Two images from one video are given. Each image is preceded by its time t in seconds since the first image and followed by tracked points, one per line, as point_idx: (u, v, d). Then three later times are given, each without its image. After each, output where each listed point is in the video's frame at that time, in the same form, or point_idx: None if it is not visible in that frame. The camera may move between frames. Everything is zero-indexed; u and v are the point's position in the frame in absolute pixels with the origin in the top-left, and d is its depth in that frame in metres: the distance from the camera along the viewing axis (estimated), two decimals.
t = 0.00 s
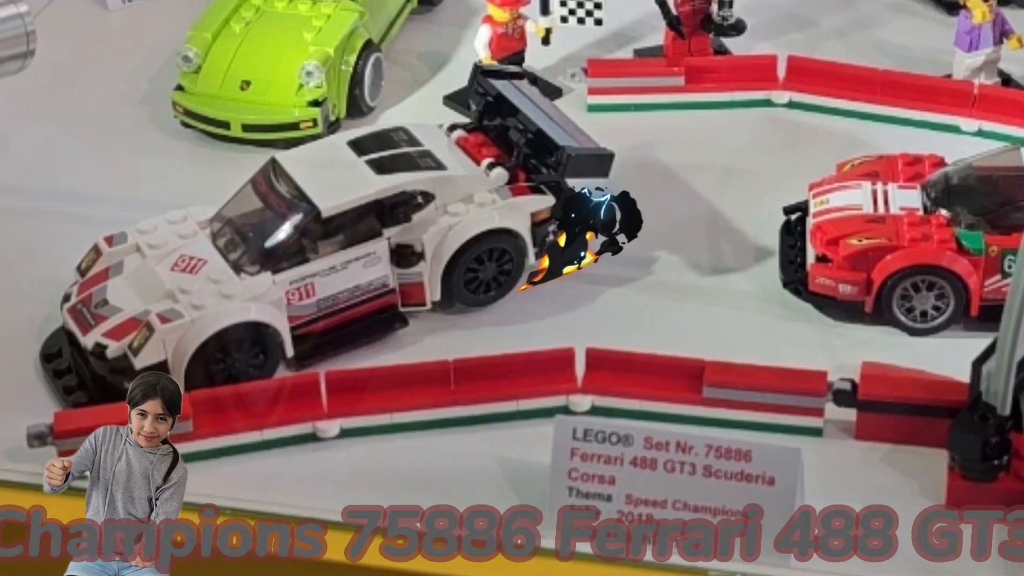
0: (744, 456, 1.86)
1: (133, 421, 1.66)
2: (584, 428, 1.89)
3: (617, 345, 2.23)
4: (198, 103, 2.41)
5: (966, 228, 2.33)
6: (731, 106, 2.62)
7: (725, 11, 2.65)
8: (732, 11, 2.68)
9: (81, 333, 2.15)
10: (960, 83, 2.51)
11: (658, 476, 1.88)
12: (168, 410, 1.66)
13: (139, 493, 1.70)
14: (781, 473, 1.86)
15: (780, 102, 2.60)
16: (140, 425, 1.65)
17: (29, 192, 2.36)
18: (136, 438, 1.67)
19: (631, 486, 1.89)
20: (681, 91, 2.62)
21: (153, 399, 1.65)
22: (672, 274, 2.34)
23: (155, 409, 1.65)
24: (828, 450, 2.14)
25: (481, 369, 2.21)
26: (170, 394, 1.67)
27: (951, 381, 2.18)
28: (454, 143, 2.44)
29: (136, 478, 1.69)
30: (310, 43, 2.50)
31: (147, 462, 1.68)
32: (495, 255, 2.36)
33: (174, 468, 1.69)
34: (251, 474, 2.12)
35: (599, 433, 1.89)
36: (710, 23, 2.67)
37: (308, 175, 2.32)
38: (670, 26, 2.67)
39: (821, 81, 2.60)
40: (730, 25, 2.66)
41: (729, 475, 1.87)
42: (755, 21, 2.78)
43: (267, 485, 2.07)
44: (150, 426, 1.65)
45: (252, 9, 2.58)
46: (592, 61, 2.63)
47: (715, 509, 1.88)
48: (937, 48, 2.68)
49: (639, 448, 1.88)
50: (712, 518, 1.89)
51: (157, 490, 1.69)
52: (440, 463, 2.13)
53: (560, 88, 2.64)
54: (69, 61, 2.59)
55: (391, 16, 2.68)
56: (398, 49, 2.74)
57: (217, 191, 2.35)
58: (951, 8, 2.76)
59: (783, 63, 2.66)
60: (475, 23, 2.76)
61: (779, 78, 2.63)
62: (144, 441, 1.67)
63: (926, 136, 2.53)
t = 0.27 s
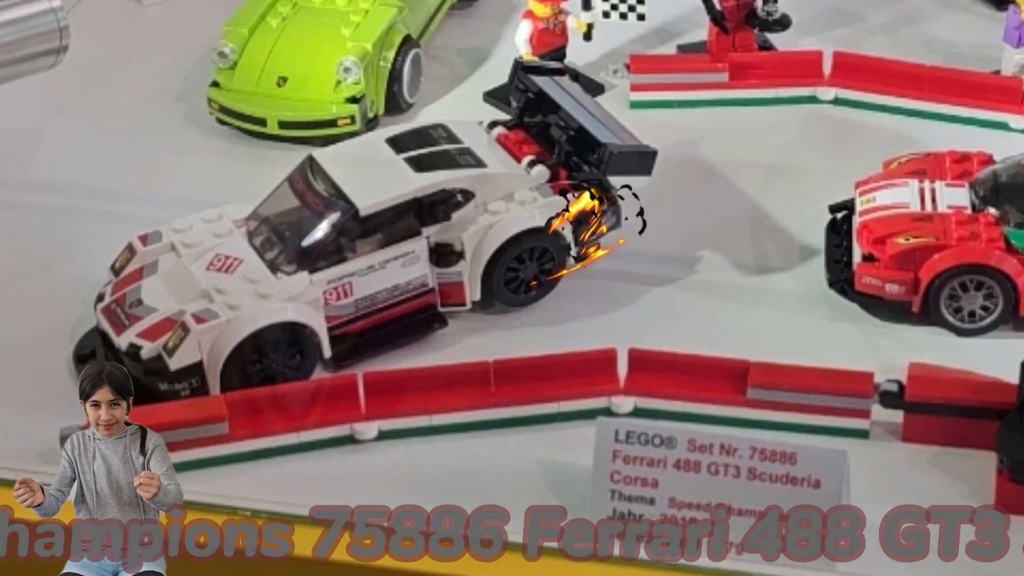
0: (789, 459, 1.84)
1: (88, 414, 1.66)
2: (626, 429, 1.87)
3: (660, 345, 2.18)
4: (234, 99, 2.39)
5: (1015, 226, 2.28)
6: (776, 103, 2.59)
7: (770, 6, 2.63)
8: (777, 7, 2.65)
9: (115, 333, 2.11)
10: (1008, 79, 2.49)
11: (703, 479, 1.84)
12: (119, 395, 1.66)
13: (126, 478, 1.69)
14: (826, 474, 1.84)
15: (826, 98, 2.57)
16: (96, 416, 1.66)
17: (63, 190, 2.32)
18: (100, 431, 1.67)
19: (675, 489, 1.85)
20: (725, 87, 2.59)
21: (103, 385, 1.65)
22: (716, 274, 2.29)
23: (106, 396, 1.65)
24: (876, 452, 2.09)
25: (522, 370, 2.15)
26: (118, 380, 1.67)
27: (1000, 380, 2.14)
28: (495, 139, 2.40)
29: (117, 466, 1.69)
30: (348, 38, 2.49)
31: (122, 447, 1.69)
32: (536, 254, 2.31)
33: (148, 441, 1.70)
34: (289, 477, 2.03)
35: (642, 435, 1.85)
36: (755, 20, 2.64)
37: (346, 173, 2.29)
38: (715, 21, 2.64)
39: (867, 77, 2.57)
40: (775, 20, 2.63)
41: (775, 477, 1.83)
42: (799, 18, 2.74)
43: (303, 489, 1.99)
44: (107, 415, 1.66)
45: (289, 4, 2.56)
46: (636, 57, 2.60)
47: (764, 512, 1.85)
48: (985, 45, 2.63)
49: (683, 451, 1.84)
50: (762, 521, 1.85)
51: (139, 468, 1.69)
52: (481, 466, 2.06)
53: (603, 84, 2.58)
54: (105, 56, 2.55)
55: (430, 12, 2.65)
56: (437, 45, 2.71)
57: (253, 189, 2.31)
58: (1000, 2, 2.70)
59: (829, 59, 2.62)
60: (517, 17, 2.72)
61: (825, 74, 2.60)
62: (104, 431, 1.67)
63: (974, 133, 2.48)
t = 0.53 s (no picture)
0: (799, 459, 1.83)
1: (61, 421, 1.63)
2: (638, 430, 1.87)
3: (670, 347, 2.20)
4: (249, 102, 2.42)
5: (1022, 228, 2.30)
6: (786, 106, 2.61)
7: (779, 10, 2.66)
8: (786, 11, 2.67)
9: (132, 334, 2.12)
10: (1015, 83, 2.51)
11: (714, 479, 1.84)
12: (90, 399, 1.63)
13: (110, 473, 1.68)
14: (836, 474, 1.82)
15: (836, 102, 2.60)
16: (69, 422, 1.63)
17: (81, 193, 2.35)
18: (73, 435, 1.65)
19: (686, 489, 1.85)
20: (734, 91, 2.62)
21: (75, 393, 1.61)
22: (727, 275, 2.32)
23: (78, 403, 1.61)
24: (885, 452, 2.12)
25: (533, 371, 2.17)
26: (89, 383, 1.63)
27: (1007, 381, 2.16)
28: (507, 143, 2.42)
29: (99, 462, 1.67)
30: (362, 44, 2.51)
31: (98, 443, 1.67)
32: (548, 256, 2.33)
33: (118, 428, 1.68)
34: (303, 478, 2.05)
35: (653, 436, 1.86)
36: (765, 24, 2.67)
37: (360, 176, 2.30)
38: (725, 27, 2.67)
39: (877, 82, 2.60)
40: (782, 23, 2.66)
41: (785, 477, 1.83)
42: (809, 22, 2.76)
43: (318, 489, 2.01)
44: (79, 421, 1.63)
45: (303, 9, 2.58)
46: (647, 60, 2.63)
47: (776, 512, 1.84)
48: (993, 48, 2.65)
49: (693, 451, 1.84)
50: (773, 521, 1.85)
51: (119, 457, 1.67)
52: (495, 467, 2.08)
53: (615, 88, 2.62)
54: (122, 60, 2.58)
55: (444, 16, 2.68)
56: (451, 50, 2.73)
57: (269, 192, 2.34)
58: (1008, 7, 2.71)
59: (837, 63, 2.65)
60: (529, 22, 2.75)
61: (835, 78, 2.62)
62: (77, 436, 1.65)
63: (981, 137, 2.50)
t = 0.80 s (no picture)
0: (779, 457, 1.89)
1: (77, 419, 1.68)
2: (624, 429, 1.94)
3: (655, 349, 2.28)
4: (248, 112, 2.50)
5: (995, 234, 2.39)
6: (768, 116, 2.69)
7: (760, 23, 2.75)
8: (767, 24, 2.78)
9: (134, 336, 2.20)
10: (988, 94, 2.58)
11: (696, 477, 1.91)
12: (109, 401, 1.68)
13: (114, 476, 1.72)
14: (814, 472, 1.89)
15: (815, 112, 2.67)
16: (85, 421, 1.67)
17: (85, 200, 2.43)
18: (86, 435, 1.69)
19: (670, 485, 1.91)
20: (718, 101, 2.69)
21: (93, 393, 1.66)
22: (711, 280, 2.40)
23: (97, 403, 1.66)
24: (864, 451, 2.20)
25: (524, 372, 2.25)
26: (109, 385, 1.68)
27: (981, 382, 2.24)
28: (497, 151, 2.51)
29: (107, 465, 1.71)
30: (358, 55, 2.60)
31: (109, 447, 1.71)
32: (537, 261, 2.42)
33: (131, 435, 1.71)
34: (301, 475, 2.12)
35: (639, 435, 1.92)
36: (747, 37, 2.76)
37: (355, 184, 2.38)
38: (708, 38, 2.76)
39: (856, 92, 2.66)
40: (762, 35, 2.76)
41: (766, 475, 1.89)
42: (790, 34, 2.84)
43: (314, 487, 2.08)
44: (95, 421, 1.67)
45: (300, 22, 2.67)
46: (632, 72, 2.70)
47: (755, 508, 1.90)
48: (968, 60, 2.73)
49: (678, 450, 1.90)
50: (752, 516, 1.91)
51: (127, 464, 1.71)
52: (484, 465, 2.16)
53: (601, 99, 2.70)
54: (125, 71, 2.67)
55: (436, 28, 2.78)
56: (443, 62, 2.81)
57: (267, 199, 2.42)
58: (982, 20, 2.79)
59: (817, 74, 2.73)
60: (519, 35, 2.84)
61: (814, 89, 2.70)
62: (92, 436, 1.69)
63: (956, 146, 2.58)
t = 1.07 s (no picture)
0: (761, 454, 1.98)
1: (123, 428, 1.68)
2: (609, 428, 2.00)
3: (640, 351, 2.35)
4: (248, 122, 2.58)
5: (969, 240, 2.47)
6: (749, 126, 2.77)
7: (742, 36, 2.84)
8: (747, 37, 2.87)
9: (137, 338, 2.28)
10: (962, 104, 2.66)
11: (680, 474, 2.00)
12: (158, 418, 1.69)
13: (127, 496, 1.72)
14: (795, 469, 1.98)
15: (794, 122, 2.76)
16: (132, 431, 1.68)
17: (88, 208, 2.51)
18: (122, 443, 1.69)
19: (656, 482, 2.00)
20: (701, 112, 2.77)
21: (147, 407, 1.67)
22: (694, 283, 2.48)
23: (149, 416, 1.68)
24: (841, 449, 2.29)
25: (514, 373, 2.33)
26: (161, 403, 1.70)
27: (955, 381, 2.34)
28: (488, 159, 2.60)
29: (125, 484, 1.72)
30: (352, 67, 2.69)
31: (136, 468, 1.72)
32: (526, 266, 2.50)
33: (161, 468, 1.73)
34: (297, 473, 2.20)
35: (625, 433, 2.00)
36: (729, 49, 2.83)
37: (350, 191, 2.47)
38: (691, 51, 2.82)
39: (835, 103, 2.76)
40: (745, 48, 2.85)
41: (747, 472, 1.98)
42: (771, 46, 2.92)
43: (309, 483, 2.17)
44: (142, 433, 1.68)
45: (298, 35, 2.77)
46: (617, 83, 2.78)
47: (734, 504, 1.99)
48: (942, 72, 2.83)
49: (662, 448, 1.99)
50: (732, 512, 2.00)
51: (146, 490, 1.72)
52: (473, 463, 2.24)
53: (588, 109, 2.78)
54: (127, 83, 2.75)
55: (429, 40, 2.87)
56: (434, 73, 2.90)
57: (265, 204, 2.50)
58: (955, 33, 2.88)
59: (797, 85, 2.82)
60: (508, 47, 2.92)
61: (794, 99, 2.79)
62: (132, 448, 1.70)
63: (930, 154, 2.67)
